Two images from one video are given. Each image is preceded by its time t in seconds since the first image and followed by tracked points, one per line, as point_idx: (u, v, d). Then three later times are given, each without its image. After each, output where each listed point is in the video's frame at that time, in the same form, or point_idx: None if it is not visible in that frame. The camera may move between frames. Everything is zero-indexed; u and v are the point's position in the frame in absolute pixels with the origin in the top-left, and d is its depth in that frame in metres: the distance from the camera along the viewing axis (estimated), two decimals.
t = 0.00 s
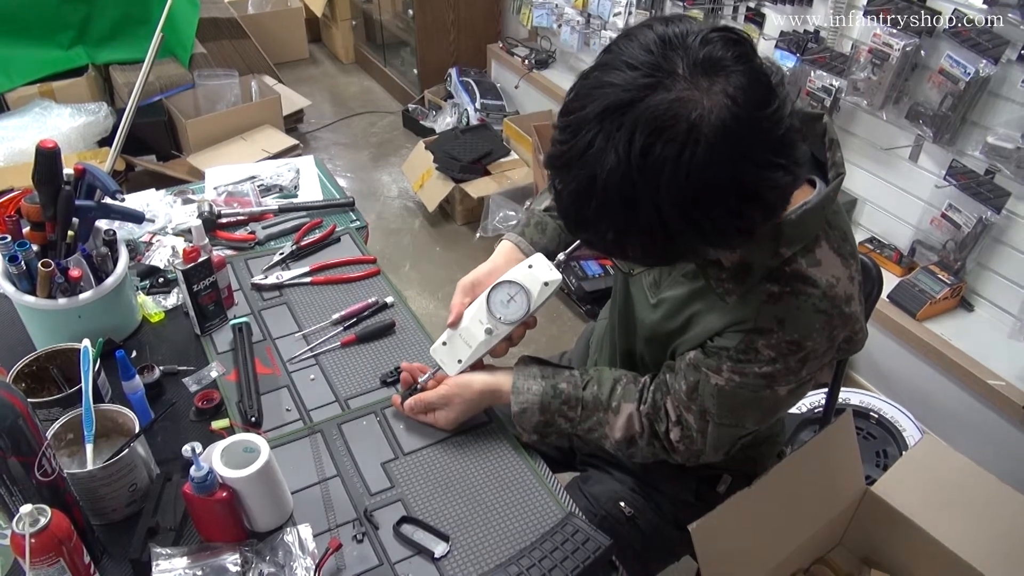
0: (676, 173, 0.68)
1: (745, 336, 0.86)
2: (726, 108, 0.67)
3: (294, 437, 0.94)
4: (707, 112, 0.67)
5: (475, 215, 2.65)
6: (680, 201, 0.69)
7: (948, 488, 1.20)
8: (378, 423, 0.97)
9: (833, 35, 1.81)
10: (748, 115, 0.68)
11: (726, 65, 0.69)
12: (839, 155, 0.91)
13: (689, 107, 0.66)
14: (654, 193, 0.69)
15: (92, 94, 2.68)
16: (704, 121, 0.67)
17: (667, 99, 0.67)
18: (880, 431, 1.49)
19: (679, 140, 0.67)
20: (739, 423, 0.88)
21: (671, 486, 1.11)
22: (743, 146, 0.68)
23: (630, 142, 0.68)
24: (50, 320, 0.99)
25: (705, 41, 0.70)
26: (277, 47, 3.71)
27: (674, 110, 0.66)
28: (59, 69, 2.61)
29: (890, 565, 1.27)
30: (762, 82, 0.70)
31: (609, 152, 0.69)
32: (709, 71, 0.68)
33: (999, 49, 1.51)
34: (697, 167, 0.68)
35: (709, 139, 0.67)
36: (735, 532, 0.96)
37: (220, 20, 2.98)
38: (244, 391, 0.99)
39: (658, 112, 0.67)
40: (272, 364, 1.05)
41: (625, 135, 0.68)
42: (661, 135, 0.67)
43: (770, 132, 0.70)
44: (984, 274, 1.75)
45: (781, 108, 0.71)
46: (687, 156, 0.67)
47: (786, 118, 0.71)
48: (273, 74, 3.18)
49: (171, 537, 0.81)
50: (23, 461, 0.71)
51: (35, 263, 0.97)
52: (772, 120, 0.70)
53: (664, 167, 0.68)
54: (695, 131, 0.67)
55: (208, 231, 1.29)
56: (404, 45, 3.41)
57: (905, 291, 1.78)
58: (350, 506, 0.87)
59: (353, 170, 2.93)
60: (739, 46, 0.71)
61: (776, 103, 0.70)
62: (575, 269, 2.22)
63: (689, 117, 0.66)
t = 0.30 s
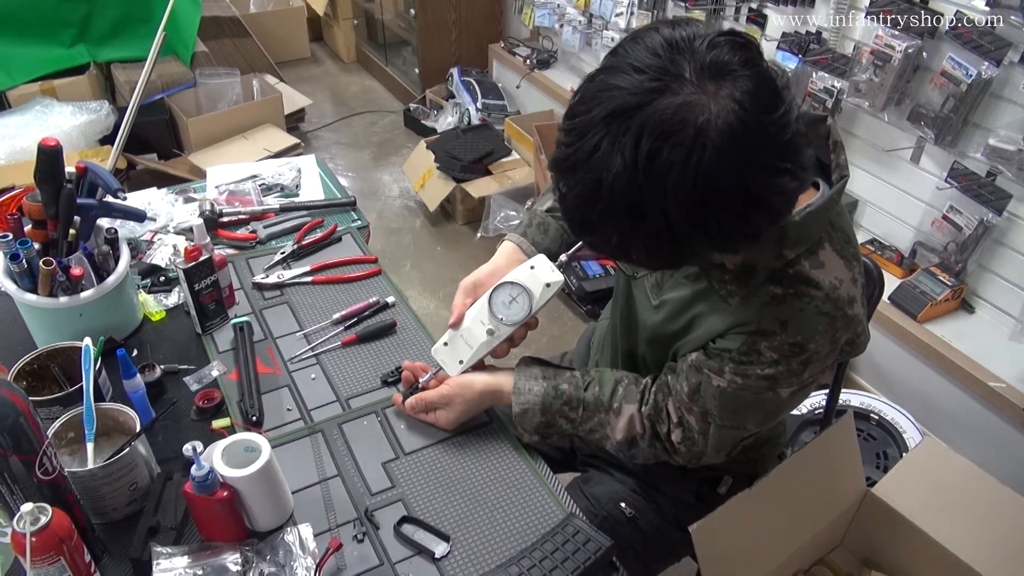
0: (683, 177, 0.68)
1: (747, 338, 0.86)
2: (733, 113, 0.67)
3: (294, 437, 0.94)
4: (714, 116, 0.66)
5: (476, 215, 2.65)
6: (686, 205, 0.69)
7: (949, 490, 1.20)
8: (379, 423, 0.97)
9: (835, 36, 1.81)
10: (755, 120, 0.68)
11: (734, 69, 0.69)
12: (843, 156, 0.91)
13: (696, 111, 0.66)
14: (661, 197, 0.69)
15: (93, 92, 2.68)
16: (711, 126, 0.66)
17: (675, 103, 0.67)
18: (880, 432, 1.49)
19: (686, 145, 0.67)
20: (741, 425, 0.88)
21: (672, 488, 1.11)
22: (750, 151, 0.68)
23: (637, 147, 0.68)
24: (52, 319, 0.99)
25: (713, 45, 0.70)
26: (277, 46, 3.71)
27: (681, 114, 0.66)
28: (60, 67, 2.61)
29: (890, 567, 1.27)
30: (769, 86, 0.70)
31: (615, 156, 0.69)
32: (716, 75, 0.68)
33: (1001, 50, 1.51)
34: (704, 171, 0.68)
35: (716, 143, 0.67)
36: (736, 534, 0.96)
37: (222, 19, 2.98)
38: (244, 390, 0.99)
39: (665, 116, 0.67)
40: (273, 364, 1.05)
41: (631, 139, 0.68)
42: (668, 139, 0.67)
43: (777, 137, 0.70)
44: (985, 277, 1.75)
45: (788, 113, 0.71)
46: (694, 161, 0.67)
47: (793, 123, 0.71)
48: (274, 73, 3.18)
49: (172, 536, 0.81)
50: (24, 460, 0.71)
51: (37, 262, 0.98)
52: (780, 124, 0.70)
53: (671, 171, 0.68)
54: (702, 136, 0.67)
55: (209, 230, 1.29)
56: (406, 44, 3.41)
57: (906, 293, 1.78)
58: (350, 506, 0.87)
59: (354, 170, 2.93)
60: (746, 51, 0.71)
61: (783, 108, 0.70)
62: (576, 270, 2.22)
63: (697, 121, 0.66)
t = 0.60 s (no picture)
0: (680, 184, 0.68)
1: (747, 338, 0.86)
2: (731, 120, 0.67)
3: (294, 436, 0.94)
4: (711, 122, 0.66)
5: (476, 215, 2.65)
6: (684, 210, 0.70)
7: (948, 491, 1.20)
8: (378, 422, 0.97)
9: (836, 37, 1.81)
10: (752, 126, 0.68)
11: (731, 75, 0.68)
12: (846, 157, 0.91)
13: (693, 118, 0.66)
14: (658, 203, 0.70)
15: (94, 90, 2.68)
16: (708, 132, 0.66)
17: (672, 110, 0.66)
18: (880, 433, 1.49)
19: (683, 151, 0.67)
20: (740, 425, 0.88)
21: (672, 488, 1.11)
22: (748, 156, 0.68)
23: (634, 153, 0.68)
24: (51, 318, 0.99)
25: (711, 50, 0.70)
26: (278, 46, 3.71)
27: (678, 121, 0.66)
28: (60, 66, 2.61)
29: (889, 567, 1.27)
30: (767, 93, 0.70)
31: (613, 162, 0.69)
32: (713, 81, 0.68)
33: (1001, 51, 1.51)
34: (701, 177, 0.68)
35: (713, 150, 0.67)
36: (735, 535, 0.96)
37: (222, 18, 2.98)
38: (244, 390, 0.99)
39: (663, 122, 0.66)
40: (273, 363, 1.05)
41: (629, 145, 0.68)
42: (665, 145, 0.67)
43: (775, 143, 0.69)
44: (986, 278, 1.75)
45: (786, 118, 0.71)
46: (691, 167, 0.67)
47: (791, 127, 0.71)
48: (274, 72, 3.18)
49: (171, 535, 0.81)
50: (23, 459, 0.71)
51: (37, 260, 0.98)
52: (777, 130, 0.70)
53: (668, 178, 0.68)
54: (699, 142, 0.66)
55: (210, 229, 1.29)
56: (406, 44, 3.41)
57: (906, 293, 1.78)
58: (350, 505, 0.87)
59: (354, 169, 2.93)
60: (744, 56, 0.71)
61: (781, 113, 0.70)
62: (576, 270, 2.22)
63: (694, 127, 0.66)
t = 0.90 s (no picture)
0: (668, 197, 0.68)
1: (747, 338, 0.85)
2: (715, 133, 0.66)
3: (294, 435, 0.94)
4: (697, 136, 0.66)
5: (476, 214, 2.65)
6: (672, 221, 0.70)
7: (948, 492, 1.20)
8: (378, 422, 0.97)
9: (836, 37, 1.81)
10: (739, 138, 0.67)
11: (719, 86, 0.67)
12: (846, 158, 0.91)
13: (679, 131, 0.66)
14: (645, 213, 0.70)
15: (94, 90, 2.67)
16: (694, 146, 0.66)
17: (658, 124, 0.66)
18: (879, 433, 1.49)
19: (670, 165, 0.67)
20: (738, 426, 0.88)
21: (672, 488, 1.11)
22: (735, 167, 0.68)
23: (621, 167, 0.68)
24: (52, 317, 0.99)
25: (699, 61, 0.69)
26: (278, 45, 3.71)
27: (665, 135, 0.66)
28: (60, 65, 2.61)
29: (888, 567, 1.27)
30: (756, 103, 0.69)
31: (601, 176, 0.69)
32: (700, 93, 0.67)
33: (1002, 52, 1.51)
34: (688, 190, 0.68)
35: (700, 163, 0.66)
36: (734, 534, 0.96)
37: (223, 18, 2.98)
38: (244, 389, 0.99)
39: (649, 137, 0.66)
40: (273, 362, 1.05)
41: (616, 159, 0.68)
42: (651, 159, 0.67)
43: (764, 154, 0.69)
44: (986, 278, 1.75)
45: (774, 127, 0.70)
46: (678, 180, 0.67)
47: (781, 136, 0.70)
48: (275, 72, 3.18)
49: (171, 534, 0.81)
50: (24, 457, 0.71)
51: (37, 259, 0.98)
52: (766, 141, 0.69)
53: (655, 192, 0.68)
54: (686, 155, 0.66)
55: (209, 229, 1.29)
56: (406, 44, 3.42)
57: (906, 293, 1.78)
58: (349, 505, 0.87)
59: (354, 169, 2.93)
60: (733, 65, 0.70)
61: (769, 124, 0.69)
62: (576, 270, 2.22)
63: (679, 141, 0.66)
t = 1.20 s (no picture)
0: (648, 218, 0.68)
1: (748, 339, 0.85)
2: (690, 153, 0.66)
3: (294, 435, 0.94)
4: (672, 157, 0.66)
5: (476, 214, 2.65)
6: (653, 238, 0.70)
7: (948, 491, 1.20)
8: (378, 422, 0.97)
9: (835, 36, 1.81)
10: (714, 155, 0.66)
11: (695, 103, 0.67)
12: (848, 158, 0.90)
13: (654, 153, 0.66)
14: (629, 231, 0.70)
15: (94, 90, 2.67)
16: (670, 167, 0.66)
17: (634, 147, 0.66)
18: (879, 433, 1.49)
19: (648, 186, 0.67)
20: (739, 426, 0.89)
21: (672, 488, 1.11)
22: (712, 185, 0.67)
23: (600, 192, 0.69)
24: (52, 317, 0.99)
25: (674, 79, 0.68)
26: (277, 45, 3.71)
27: (640, 158, 0.66)
28: (60, 66, 2.61)
29: (889, 567, 1.28)
30: (734, 118, 0.67)
31: (584, 201, 0.70)
32: (675, 112, 0.67)
33: (1001, 51, 1.51)
34: (666, 211, 0.68)
35: (676, 184, 0.66)
36: (735, 534, 0.96)
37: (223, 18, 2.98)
38: (244, 389, 0.99)
39: (624, 162, 0.67)
40: (273, 362, 1.05)
41: (594, 184, 0.68)
42: (629, 182, 0.67)
43: (740, 170, 0.67)
44: (985, 277, 1.75)
45: (753, 140, 0.68)
46: (657, 201, 0.67)
47: (759, 149, 0.68)
48: (274, 72, 3.18)
49: (172, 534, 0.81)
50: (24, 457, 0.71)
51: (37, 259, 0.98)
52: (743, 156, 0.67)
53: (637, 212, 0.68)
54: (662, 176, 0.66)
55: (209, 229, 1.29)
56: (406, 44, 3.42)
57: (905, 292, 1.78)
58: (350, 504, 0.87)
59: (354, 169, 2.93)
60: (711, 81, 0.68)
61: (747, 138, 0.68)
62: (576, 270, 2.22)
63: (655, 163, 0.66)
